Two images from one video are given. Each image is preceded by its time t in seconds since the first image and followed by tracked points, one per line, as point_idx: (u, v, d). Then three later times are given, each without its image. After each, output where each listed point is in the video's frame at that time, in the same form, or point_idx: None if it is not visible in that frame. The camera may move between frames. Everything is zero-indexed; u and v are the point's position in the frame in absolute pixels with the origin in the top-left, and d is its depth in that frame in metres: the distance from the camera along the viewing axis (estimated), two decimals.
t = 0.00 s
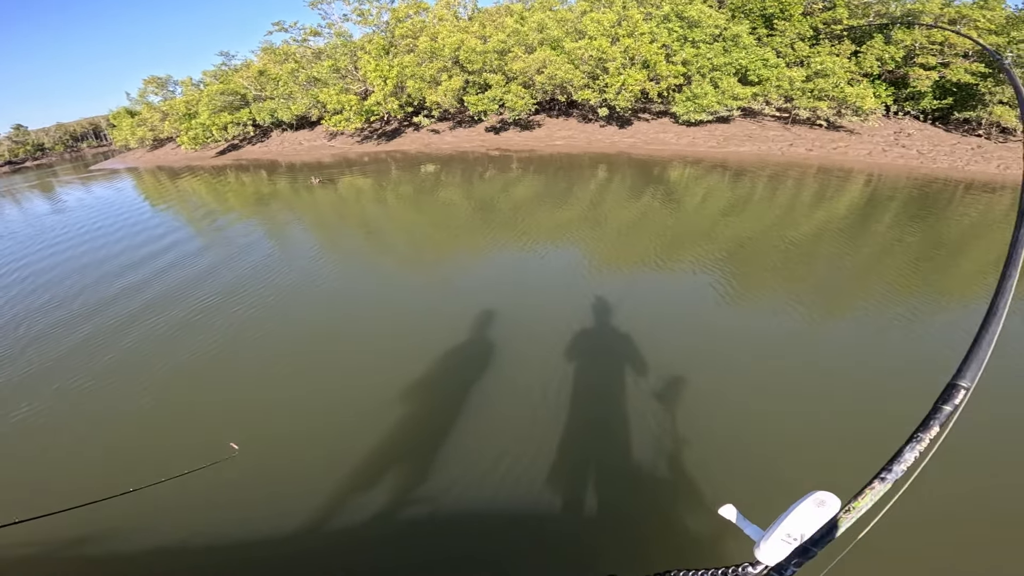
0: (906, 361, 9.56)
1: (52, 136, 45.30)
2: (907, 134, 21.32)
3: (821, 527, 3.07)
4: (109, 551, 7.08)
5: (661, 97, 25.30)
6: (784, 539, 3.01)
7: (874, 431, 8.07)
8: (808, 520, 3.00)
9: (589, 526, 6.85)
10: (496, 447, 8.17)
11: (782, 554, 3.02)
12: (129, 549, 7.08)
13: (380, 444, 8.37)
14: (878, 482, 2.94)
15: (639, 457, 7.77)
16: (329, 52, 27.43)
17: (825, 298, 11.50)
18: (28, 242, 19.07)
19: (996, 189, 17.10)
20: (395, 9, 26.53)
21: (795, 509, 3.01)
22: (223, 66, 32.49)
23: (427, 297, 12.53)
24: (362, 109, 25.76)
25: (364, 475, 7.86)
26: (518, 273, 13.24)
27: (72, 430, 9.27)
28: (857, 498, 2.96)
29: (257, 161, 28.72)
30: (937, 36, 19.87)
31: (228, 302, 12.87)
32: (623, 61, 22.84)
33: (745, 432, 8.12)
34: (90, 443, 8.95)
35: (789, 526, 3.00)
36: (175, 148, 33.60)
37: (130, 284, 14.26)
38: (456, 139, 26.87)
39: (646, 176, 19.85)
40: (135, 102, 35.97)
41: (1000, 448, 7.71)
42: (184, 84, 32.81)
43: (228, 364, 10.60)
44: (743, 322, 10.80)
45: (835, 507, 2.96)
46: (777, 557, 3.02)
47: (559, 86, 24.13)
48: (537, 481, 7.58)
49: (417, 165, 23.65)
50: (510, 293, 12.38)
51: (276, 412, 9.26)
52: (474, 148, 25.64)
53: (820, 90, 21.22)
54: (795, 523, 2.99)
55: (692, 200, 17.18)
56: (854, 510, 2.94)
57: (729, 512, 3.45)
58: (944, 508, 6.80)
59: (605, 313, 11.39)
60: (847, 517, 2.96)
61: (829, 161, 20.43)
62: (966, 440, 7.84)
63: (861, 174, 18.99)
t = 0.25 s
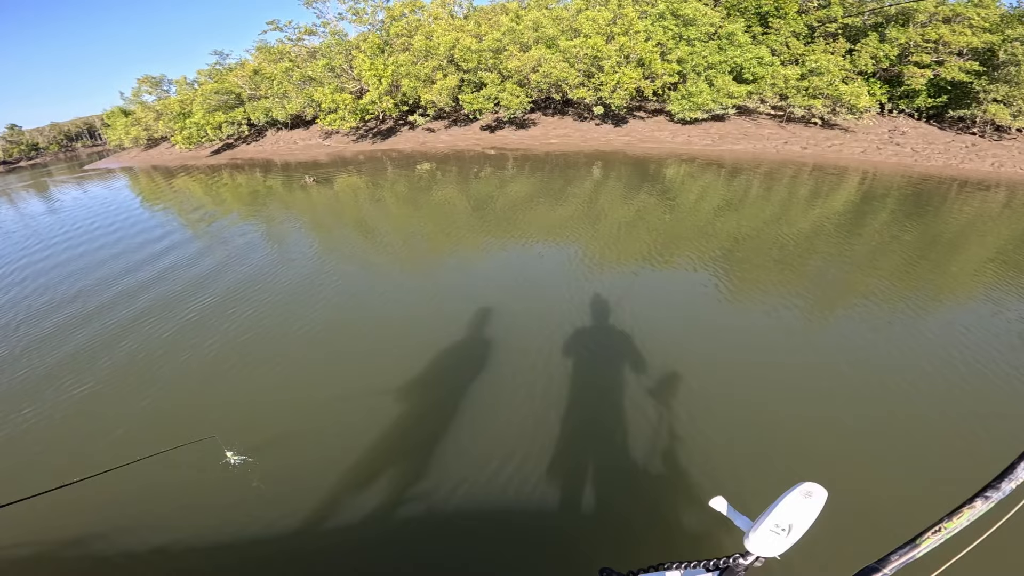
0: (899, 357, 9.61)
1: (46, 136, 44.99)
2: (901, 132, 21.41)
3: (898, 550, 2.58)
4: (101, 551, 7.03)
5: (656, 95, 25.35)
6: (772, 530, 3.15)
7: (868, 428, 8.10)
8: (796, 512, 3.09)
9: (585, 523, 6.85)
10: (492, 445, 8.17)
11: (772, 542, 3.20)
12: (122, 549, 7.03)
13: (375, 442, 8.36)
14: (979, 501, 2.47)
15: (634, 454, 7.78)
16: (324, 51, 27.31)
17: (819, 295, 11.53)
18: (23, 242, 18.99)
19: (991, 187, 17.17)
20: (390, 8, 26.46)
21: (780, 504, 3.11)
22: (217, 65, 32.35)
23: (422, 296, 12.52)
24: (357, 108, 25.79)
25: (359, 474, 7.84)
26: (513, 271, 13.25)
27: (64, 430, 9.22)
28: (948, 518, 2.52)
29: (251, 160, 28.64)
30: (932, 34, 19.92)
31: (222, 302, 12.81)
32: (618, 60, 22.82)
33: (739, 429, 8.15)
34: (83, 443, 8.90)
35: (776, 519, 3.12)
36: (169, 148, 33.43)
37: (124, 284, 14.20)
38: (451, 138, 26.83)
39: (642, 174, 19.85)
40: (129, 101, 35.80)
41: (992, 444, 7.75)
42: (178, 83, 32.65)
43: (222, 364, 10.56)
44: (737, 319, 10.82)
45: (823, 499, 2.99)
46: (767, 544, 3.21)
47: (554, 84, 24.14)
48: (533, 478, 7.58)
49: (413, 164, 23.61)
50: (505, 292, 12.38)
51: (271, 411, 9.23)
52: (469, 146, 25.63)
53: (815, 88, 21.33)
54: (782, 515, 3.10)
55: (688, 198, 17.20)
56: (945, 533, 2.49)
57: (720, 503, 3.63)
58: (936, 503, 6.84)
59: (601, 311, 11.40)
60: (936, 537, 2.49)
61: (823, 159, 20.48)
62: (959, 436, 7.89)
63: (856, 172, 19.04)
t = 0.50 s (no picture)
0: (893, 355, 9.62)
1: (42, 136, 44.81)
2: (897, 130, 21.43)
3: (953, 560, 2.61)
4: (93, 550, 6.99)
5: (652, 94, 25.35)
6: (761, 521, 3.12)
7: (862, 424, 8.12)
8: (786, 502, 3.08)
9: (579, 520, 6.84)
10: (487, 442, 8.16)
11: (763, 537, 3.17)
12: (114, 548, 7.00)
13: (370, 441, 8.34)
14: None
15: (629, 451, 7.78)
16: (318, 50, 27.21)
17: (814, 293, 11.54)
18: (17, 242, 18.91)
19: (986, 185, 17.21)
20: (386, 7, 26.40)
21: (767, 494, 3.10)
22: (212, 65, 32.23)
23: (418, 295, 12.48)
24: (352, 108, 25.65)
25: (353, 472, 7.83)
26: (509, 270, 13.23)
27: (57, 430, 9.18)
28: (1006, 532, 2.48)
29: (247, 160, 28.55)
30: (927, 32, 19.90)
31: (217, 301, 12.74)
32: (613, 58, 22.77)
33: (734, 425, 8.15)
34: (75, 443, 8.85)
35: (766, 510, 3.09)
36: (165, 148, 33.31)
37: (118, 284, 14.13)
38: (447, 137, 26.78)
39: (638, 173, 19.84)
40: (123, 101, 35.64)
41: (985, 440, 7.78)
42: (173, 82, 32.54)
43: (216, 363, 10.53)
44: (732, 317, 10.83)
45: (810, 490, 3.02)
46: (757, 539, 3.19)
47: (550, 82, 24.11)
48: (528, 475, 7.57)
49: (408, 163, 23.56)
50: (500, 290, 12.37)
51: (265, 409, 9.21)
52: (465, 145, 25.61)
53: (810, 87, 21.35)
54: (771, 506, 3.07)
55: (684, 197, 17.20)
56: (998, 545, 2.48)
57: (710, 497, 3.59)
58: (929, 499, 6.86)
59: (597, 309, 11.40)
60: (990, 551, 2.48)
61: (819, 157, 20.51)
62: (952, 432, 7.92)
63: (852, 170, 19.06)
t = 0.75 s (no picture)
0: (889, 354, 9.63)
1: (40, 136, 44.71)
2: (894, 130, 21.43)
3: None
4: (86, 549, 6.96)
5: (649, 93, 25.35)
6: (752, 515, 3.41)
7: (857, 422, 8.13)
8: (776, 498, 3.37)
9: (575, 517, 6.85)
10: (482, 441, 8.16)
11: (754, 530, 3.45)
12: (107, 547, 6.97)
13: (365, 439, 8.33)
14: None
15: (624, 449, 7.80)
16: (315, 49, 27.17)
17: (810, 293, 11.53)
18: (14, 242, 18.88)
19: (983, 184, 17.22)
20: (383, 7, 26.38)
21: (758, 489, 3.40)
22: (209, 64, 32.16)
23: (414, 295, 12.45)
24: (349, 107, 25.65)
25: (348, 470, 7.82)
26: (506, 270, 13.21)
27: (50, 431, 9.14)
28: None
29: (243, 160, 28.49)
30: (924, 32, 19.90)
31: (214, 301, 12.71)
32: (610, 58, 22.75)
33: (729, 424, 8.17)
34: (68, 443, 8.82)
35: (756, 505, 3.38)
36: (161, 148, 33.22)
37: (114, 284, 14.09)
38: (443, 136, 26.75)
39: (635, 172, 19.82)
40: (120, 100, 35.56)
41: (979, 437, 7.80)
42: (170, 82, 32.47)
43: (211, 362, 10.50)
44: (728, 316, 10.83)
45: (801, 485, 3.30)
46: (749, 532, 3.48)
47: (547, 82, 24.09)
48: (523, 473, 7.57)
49: (405, 163, 23.54)
50: (497, 289, 12.37)
51: (260, 408, 9.20)
52: (462, 145, 25.59)
53: (807, 86, 21.33)
54: (762, 501, 3.36)
55: (680, 197, 17.19)
56: None
57: (703, 492, 4.02)
58: (923, 497, 6.88)
59: (594, 309, 11.39)
60: None
61: (815, 157, 20.51)
62: (946, 430, 7.93)
63: (850, 170, 19.05)
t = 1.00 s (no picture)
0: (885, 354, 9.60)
1: (38, 136, 44.63)
2: (892, 129, 21.42)
3: None
4: (77, 548, 6.93)
5: (647, 93, 25.33)
6: (747, 510, 3.43)
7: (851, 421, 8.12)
8: (771, 492, 3.38)
9: (571, 516, 6.83)
10: (477, 440, 8.13)
11: (748, 524, 3.46)
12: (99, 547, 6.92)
13: (360, 438, 8.31)
14: None
15: (620, 448, 7.78)
16: (312, 49, 27.13)
17: (808, 293, 11.50)
18: (12, 242, 18.86)
19: (981, 184, 17.21)
20: (380, 6, 26.35)
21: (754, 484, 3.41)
22: (206, 64, 32.09)
23: (411, 295, 12.41)
24: (345, 107, 25.71)
25: (342, 469, 7.80)
26: (502, 269, 13.19)
27: (42, 431, 9.11)
28: None
29: (241, 159, 28.43)
30: (922, 31, 19.88)
31: (212, 300, 12.72)
32: (608, 57, 22.71)
33: (724, 423, 8.15)
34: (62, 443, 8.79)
35: (752, 499, 3.39)
36: (158, 147, 33.12)
37: (112, 284, 14.08)
38: (441, 136, 26.72)
39: (632, 172, 19.76)
40: (117, 100, 35.52)
41: (975, 436, 7.80)
42: (167, 82, 32.38)
43: (206, 362, 10.49)
44: (724, 316, 10.81)
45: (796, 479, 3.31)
46: (744, 526, 3.48)
47: (544, 81, 24.07)
48: (517, 472, 7.55)
49: (402, 162, 23.51)
50: (493, 289, 12.35)
51: (255, 407, 9.18)
52: (459, 145, 25.56)
53: (805, 86, 21.30)
54: (757, 495, 3.38)
55: (678, 196, 17.15)
56: None
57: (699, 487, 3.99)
58: (917, 496, 6.88)
59: (591, 308, 11.37)
60: None
61: (813, 156, 20.49)
62: (941, 429, 7.93)
63: (848, 170, 19.03)
